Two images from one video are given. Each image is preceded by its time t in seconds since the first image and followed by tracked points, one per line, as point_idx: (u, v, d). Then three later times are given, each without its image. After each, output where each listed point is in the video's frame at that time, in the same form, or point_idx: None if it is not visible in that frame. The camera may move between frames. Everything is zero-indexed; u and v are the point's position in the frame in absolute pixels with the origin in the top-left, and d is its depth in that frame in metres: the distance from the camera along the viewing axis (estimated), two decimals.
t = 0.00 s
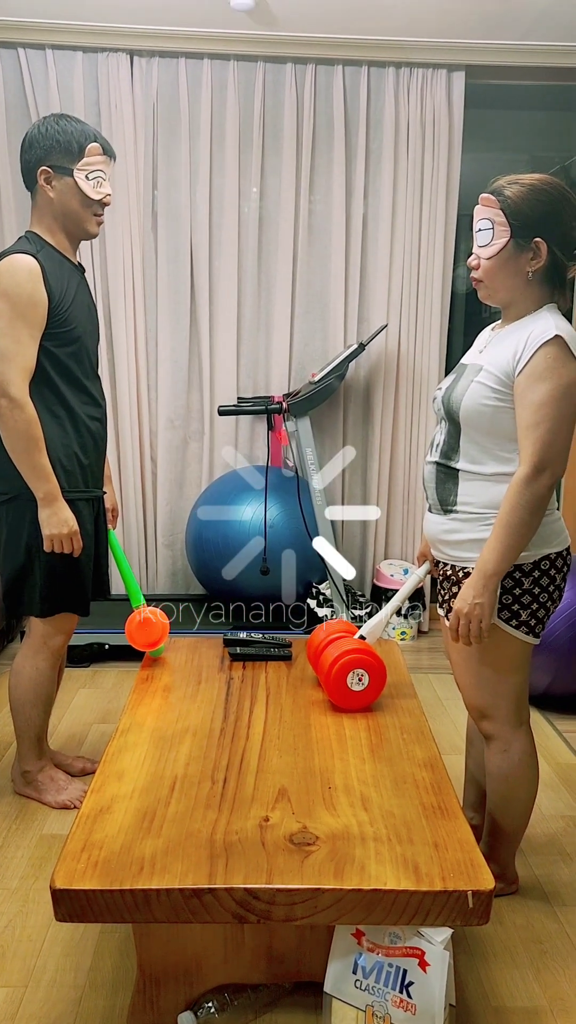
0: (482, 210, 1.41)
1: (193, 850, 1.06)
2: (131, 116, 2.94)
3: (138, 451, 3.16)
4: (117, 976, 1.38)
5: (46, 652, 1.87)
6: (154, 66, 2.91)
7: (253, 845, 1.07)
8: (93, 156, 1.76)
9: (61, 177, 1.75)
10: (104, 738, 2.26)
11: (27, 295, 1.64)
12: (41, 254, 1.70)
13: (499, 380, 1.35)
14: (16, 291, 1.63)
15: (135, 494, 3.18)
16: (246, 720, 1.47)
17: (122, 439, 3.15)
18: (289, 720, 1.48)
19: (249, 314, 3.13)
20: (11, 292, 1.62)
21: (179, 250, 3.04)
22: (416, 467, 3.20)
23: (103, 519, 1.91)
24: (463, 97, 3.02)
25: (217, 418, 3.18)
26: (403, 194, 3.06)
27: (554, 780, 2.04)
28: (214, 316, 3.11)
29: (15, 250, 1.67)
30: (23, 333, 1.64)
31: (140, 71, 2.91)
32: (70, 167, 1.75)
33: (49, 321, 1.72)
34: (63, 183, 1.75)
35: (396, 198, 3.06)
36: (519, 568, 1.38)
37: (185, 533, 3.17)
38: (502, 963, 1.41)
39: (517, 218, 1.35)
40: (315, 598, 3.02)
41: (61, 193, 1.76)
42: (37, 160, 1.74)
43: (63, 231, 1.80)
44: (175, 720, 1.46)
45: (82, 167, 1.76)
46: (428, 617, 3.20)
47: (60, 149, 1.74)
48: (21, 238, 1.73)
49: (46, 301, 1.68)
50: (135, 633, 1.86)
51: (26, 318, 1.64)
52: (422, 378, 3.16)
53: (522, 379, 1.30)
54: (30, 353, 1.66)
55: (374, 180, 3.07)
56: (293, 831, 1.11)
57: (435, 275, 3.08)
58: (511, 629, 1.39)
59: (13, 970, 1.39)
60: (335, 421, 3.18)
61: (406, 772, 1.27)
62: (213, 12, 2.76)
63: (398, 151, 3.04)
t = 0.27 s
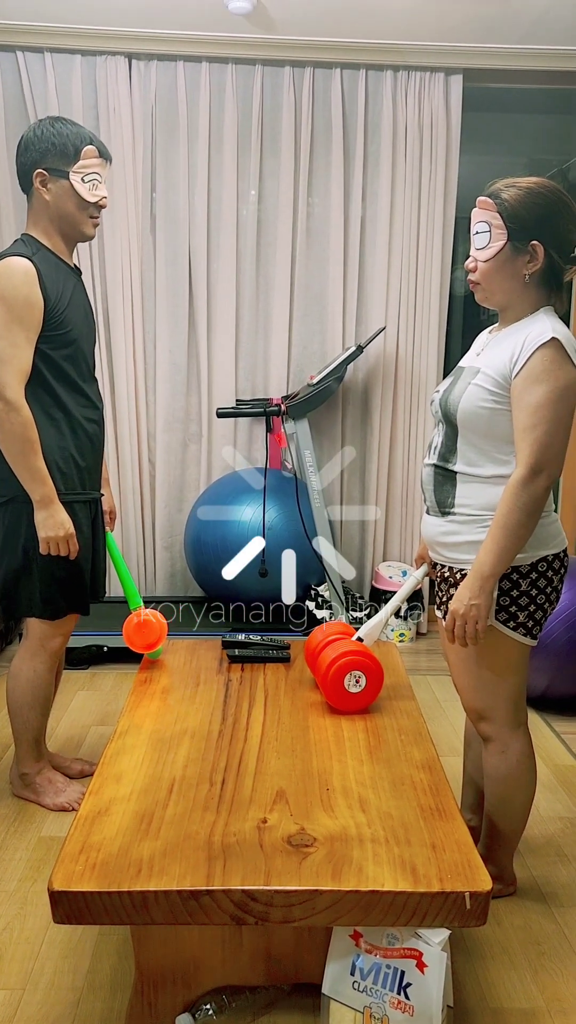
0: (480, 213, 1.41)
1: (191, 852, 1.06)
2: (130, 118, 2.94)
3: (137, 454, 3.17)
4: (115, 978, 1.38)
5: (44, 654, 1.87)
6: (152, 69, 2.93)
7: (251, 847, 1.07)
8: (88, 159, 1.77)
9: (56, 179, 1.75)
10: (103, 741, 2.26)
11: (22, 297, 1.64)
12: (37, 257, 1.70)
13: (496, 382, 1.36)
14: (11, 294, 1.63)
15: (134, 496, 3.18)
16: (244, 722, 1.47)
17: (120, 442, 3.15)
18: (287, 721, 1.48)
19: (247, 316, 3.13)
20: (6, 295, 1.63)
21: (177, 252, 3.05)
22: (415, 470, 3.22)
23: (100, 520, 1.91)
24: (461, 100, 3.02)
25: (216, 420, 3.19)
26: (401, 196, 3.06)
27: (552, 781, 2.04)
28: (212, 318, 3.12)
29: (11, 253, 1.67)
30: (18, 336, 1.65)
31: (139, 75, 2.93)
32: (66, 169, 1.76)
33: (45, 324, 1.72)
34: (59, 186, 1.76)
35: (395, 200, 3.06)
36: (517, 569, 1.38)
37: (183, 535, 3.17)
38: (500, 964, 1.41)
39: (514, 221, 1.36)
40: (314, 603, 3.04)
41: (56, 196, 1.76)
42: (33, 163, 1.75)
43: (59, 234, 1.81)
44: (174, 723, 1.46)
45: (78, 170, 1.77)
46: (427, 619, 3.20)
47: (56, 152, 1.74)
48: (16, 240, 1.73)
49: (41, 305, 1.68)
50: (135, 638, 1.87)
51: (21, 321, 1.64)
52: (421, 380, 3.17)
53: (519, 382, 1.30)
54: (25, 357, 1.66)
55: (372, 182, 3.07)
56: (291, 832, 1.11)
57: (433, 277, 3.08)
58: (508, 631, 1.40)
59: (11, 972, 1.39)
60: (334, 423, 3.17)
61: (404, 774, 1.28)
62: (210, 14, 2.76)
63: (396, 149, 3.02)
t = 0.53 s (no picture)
0: (479, 215, 1.41)
1: (190, 853, 1.06)
2: (128, 120, 2.94)
3: (135, 456, 3.17)
4: (115, 978, 1.38)
5: (42, 656, 1.87)
6: (151, 72, 2.94)
7: (251, 847, 1.07)
8: (86, 161, 1.77)
9: (54, 182, 1.76)
10: (102, 742, 2.26)
11: (20, 299, 1.64)
12: (34, 259, 1.71)
13: (494, 384, 1.36)
14: (9, 296, 1.63)
15: (132, 498, 3.19)
16: (243, 723, 1.48)
17: (119, 443, 3.16)
18: (286, 722, 1.48)
19: (246, 318, 3.14)
20: (4, 297, 1.63)
21: (176, 254, 3.05)
22: (412, 471, 3.23)
23: (98, 521, 1.91)
24: (458, 102, 3.03)
25: (214, 421, 3.19)
26: (399, 199, 3.06)
27: (551, 782, 2.04)
28: (211, 320, 3.12)
29: (9, 255, 1.68)
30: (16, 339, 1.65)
31: (138, 77, 2.94)
32: (64, 172, 1.76)
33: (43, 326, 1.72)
34: (56, 188, 1.76)
35: (393, 202, 3.06)
36: (515, 571, 1.39)
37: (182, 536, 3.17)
38: (498, 964, 1.42)
39: (512, 224, 1.37)
40: (312, 604, 3.03)
41: (54, 199, 1.77)
42: (30, 166, 1.75)
43: (57, 236, 1.81)
44: (173, 723, 1.47)
45: (75, 173, 1.77)
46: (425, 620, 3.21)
47: (54, 154, 1.75)
48: (14, 242, 1.74)
49: (39, 307, 1.68)
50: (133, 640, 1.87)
51: (19, 323, 1.65)
52: (419, 382, 3.17)
53: (517, 383, 1.31)
54: (22, 359, 1.66)
55: (370, 184, 3.07)
56: (290, 833, 1.11)
57: (431, 279, 3.08)
58: (506, 631, 1.40)
59: (11, 972, 1.39)
60: (332, 424, 3.18)
61: (402, 775, 1.28)
62: (209, 17, 2.77)
63: (394, 152, 3.03)
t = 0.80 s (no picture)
0: (477, 217, 1.42)
1: (189, 853, 1.06)
2: (126, 122, 2.94)
3: (133, 457, 3.17)
4: (113, 978, 1.38)
5: (40, 656, 1.87)
6: (148, 73, 2.94)
7: (249, 847, 1.08)
8: (82, 163, 1.78)
9: (51, 184, 1.76)
10: (99, 742, 2.27)
11: (17, 300, 1.64)
12: (31, 260, 1.71)
13: (491, 384, 1.37)
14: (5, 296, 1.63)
15: (130, 499, 3.19)
16: (241, 723, 1.48)
17: (116, 445, 3.16)
18: (284, 723, 1.49)
19: (243, 319, 3.14)
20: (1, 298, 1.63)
21: (173, 256, 3.06)
22: (409, 471, 3.24)
23: (95, 522, 1.91)
24: (455, 104, 3.04)
25: (211, 422, 3.19)
26: (396, 200, 3.07)
27: (547, 782, 2.05)
28: (208, 320, 3.13)
29: (6, 256, 1.68)
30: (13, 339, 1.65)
31: (135, 79, 2.94)
32: (60, 173, 1.76)
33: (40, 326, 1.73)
34: (53, 189, 1.76)
35: (390, 203, 3.07)
36: (511, 571, 1.39)
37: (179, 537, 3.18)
38: (495, 964, 1.42)
39: (510, 226, 1.37)
40: (309, 604, 3.05)
41: (51, 200, 1.77)
42: (27, 167, 1.75)
43: (54, 237, 1.81)
44: (171, 724, 1.47)
45: (72, 174, 1.77)
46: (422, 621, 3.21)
47: (51, 156, 1.75)
48: (11, 243, 1.74)
49: (36, 307, 1.69)
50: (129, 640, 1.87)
51: (15, 324, 1.65)
52: (416, 382, 3.18)
53: (514, 384, 1.32)
54: (20, 359, 1.67)
55: (367, 185, 3.08)
56: (288, 833, 1.12)
57: (428, 280, 3.09)
58: (503, 631, 1.41)
59: (9, 973, 1.39)
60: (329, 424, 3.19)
61: (400, 775, 1.29)
62: (207, 18, 2.77)
63: (391, 153, 3.04)
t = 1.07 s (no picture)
0: (474, 218, 1.42)
1: (185, 853, 1.06)
2: (123, 123, 2.94)
3: (130, 458, 3.18)
4: (109, 978, 1.39)
5: (36, 656, 1.87)
6: (145, 74, 2.95)
7: (245, 847, 1.08)
8: (78, 163, 1.78)
9: (46, 184, 1.76)
10: (96, 742, 2.27)
11: (12, 301, 1.65)
12: (26, 261, 1.71)
13: (487, 383, 1.37)
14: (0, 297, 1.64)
15: (127, 500, 3.19)
16: (238, 723, 1.48)
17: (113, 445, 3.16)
18: (281, 723, 1.49)
19: (240, 319, 3.14)
20: None
21: (170, 257, 3.06)
22: (408, 469, 3.23)
23: (91, 522, 1.91)
24: (452, 105, 3.04)
25: (208, 423, 3.19)
26: (393, 201, 3.07)
27: (544, 782, 2.05)
28: (205, 321, 3.13)
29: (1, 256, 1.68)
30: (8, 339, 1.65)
31: (132, 80, 2.94)
32: (56, 173, 1.76)
33: (35, 327, 1.73)
34: (49, 190, 1.76)
35: (387, 204, 3.07)
36: (507, 572, 1.40)
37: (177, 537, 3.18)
38: (491, 963, 1.42)
39: (507, 226, 1.37)
40: (307, 604, 3.03)
41: (46, 201, 1.77)
42: (23, 168, 1.75)
43: (50, 238, 1.81)
44: (167, 724, 1.47)
45: (68, 174, 1.77)
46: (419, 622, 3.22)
47: (46, 157, 1.75)
48: (6, 244, 1.74)
49: (31, 308, 1.69)
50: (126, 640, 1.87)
51: (11, 324, 1.65)
52: (413, 382, 3.18)
53: (510, 383, 1.32)
54: (16, 359, 1.67)
55: (364, 186, 3.08)
56: (284, 832, 1.12)
57: (425, 280, 3.09)
58: (499, 631, 1.41)
59: (5, 973, 1.39)
60: (326, 424, 3.19)
61: (396, 775, 1.29)
62: (204, 18, 2.77)
63: (388, 155, 3.04)
